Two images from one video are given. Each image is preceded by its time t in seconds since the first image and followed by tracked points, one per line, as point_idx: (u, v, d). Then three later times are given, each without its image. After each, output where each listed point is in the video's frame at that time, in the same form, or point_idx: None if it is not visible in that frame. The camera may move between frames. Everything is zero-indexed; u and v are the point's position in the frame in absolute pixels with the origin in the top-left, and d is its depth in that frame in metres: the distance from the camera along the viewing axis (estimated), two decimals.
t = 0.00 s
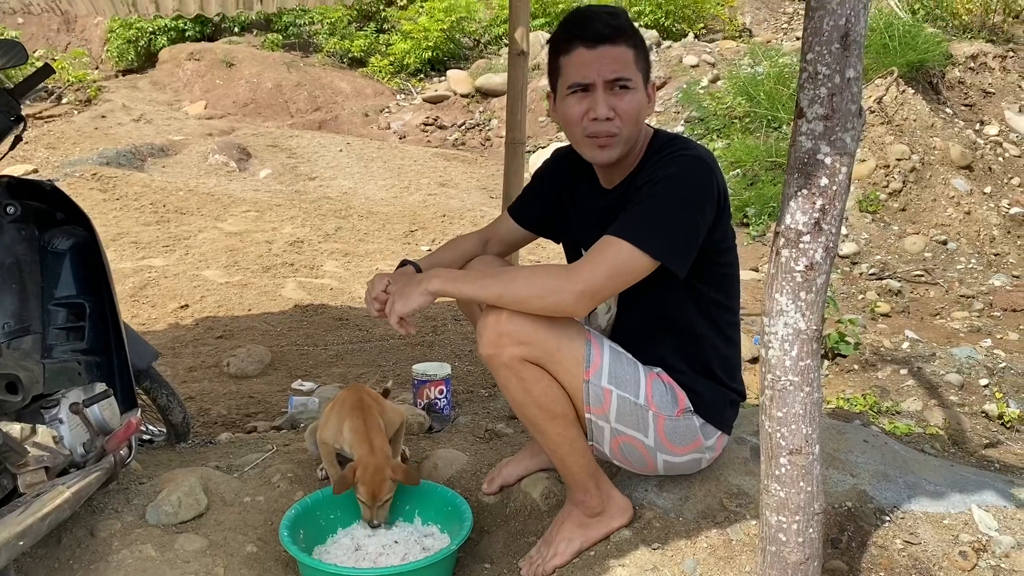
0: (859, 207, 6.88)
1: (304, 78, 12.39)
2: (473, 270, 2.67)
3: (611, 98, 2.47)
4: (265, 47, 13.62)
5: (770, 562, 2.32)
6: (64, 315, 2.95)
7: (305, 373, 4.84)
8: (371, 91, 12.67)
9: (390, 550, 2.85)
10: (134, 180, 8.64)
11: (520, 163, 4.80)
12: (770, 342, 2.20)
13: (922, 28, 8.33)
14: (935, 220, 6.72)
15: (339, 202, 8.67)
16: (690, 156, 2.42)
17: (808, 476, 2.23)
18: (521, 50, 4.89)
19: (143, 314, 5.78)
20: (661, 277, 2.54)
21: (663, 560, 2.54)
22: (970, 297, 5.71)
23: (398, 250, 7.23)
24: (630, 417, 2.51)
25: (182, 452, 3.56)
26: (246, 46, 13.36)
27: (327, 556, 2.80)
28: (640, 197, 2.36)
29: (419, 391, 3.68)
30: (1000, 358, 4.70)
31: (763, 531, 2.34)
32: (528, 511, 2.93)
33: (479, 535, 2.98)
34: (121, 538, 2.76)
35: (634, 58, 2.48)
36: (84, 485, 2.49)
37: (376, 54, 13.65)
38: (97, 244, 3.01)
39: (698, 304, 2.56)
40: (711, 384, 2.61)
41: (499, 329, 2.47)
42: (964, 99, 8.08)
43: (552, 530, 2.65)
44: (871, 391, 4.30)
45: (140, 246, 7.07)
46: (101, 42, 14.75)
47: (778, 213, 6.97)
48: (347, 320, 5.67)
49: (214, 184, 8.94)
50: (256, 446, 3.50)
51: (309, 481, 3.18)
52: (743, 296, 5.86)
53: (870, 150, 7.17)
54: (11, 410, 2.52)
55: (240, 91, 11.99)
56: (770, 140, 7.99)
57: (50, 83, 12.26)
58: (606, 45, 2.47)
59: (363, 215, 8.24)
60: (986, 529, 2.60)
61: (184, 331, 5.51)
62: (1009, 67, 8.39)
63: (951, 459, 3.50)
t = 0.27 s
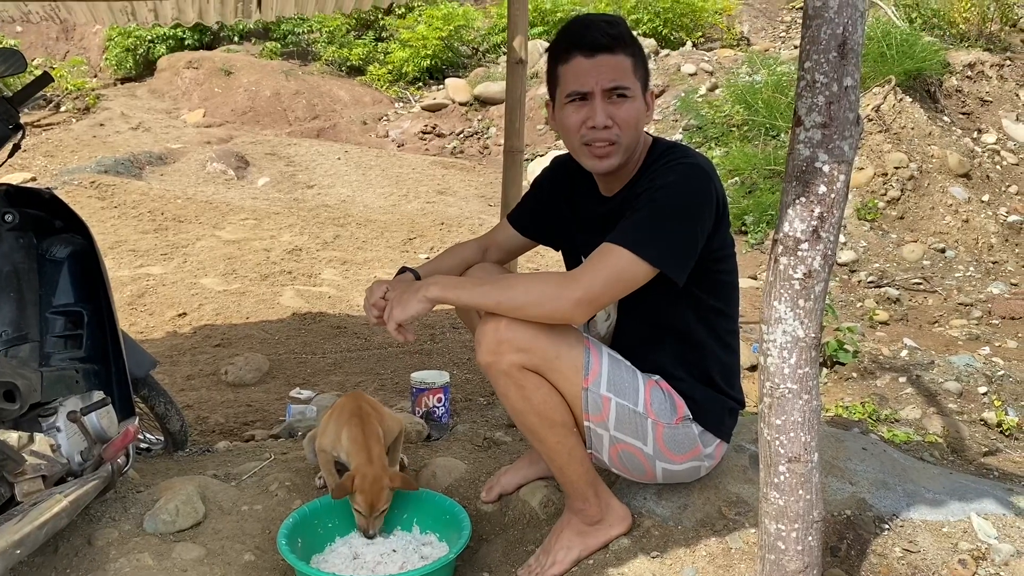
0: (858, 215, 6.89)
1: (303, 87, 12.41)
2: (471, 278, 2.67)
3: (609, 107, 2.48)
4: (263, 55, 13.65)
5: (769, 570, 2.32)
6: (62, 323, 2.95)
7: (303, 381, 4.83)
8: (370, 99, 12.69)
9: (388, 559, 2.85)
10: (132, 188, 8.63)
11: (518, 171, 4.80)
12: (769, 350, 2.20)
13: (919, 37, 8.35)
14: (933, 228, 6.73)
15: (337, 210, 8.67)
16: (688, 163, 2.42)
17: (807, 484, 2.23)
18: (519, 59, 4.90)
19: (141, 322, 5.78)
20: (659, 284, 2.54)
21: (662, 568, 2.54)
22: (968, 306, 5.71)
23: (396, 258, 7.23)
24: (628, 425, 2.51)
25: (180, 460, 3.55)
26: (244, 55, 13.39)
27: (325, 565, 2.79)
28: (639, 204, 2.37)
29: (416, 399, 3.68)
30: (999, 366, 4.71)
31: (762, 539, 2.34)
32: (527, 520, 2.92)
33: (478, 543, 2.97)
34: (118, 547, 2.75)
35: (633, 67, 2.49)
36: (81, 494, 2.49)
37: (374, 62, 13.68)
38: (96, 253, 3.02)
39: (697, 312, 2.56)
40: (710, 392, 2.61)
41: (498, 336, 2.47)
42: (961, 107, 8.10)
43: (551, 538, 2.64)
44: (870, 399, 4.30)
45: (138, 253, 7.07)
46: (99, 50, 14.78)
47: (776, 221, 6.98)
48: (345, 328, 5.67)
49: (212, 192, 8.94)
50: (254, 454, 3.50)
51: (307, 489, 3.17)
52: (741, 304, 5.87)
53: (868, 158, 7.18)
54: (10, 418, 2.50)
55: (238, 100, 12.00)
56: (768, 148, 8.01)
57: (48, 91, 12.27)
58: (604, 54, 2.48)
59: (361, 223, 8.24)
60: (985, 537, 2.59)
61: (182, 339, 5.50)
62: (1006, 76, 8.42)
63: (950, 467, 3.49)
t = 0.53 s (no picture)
0: (856, 221, 6.90)
1: (302, 93, 12.44)
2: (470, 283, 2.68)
3: (610, 112, 2.48)
4: (263, 61, 13.68)
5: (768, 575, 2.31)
6: (61, 329, 2.94)
7: (302, 387, 4.82)
8: (369, 105, 12.71)
9: (387, 565, 2.84)
10: (131, 194, 8.64)
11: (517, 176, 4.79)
12: (768, 355, 2.21)
13: (917, 44, 8.38)
14: (931, 234, 6.74)
15: (336, 216, 8.67)
16: (689, 168, 2.43)
17: (807, 489, 2.23)
18: (519, 64, 4.91)
19: (140, 327, 5.78)
20: (658, 289, 2.54)
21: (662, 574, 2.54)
22: (967, 311, 5.72)
23: (396, 264, 7.23)
24: (627, 430, 2.51)
25: (178, 466, 3.54)
26: (244, 61, 13.41)
27: (323, 571, 2.78)
28: (639, 208, 2.37)
29: (416, 405, 3.67)
30: (998, 372, 4.71)
31: (761, 545, 2.34)
32: (526, 525, 2.92)
33: (477, 549, 2.96)
34: (116, 553, 2.74)
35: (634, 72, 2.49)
36: (80, 499, 2.49)
37: (373, 68, 13.71)
38: (95, 258, 3.03)
39: (697, 317, 2.56)
40: (709, 397, 2.61)
41: (497, 341, 2.47)
42: (959, 114, 8.12)
43: (550, 544, 2.63)
44: (869, 405, 4.30)
45: (137, 259, 7.07)
46: (99, 56, 14.81)
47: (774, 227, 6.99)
48: (344, 334, 5.67)
49: (211, 198, 8.95)
50: (252, 460, 3.49)
51: (306, 495, 3.16)
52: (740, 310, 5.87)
53: (867, 165, 7.19)
54: (8, 424, 2.51)
55: (238, 106, 12.02)
56: (767, 154, 8.02)
57: (48, 97, 12.27)
58: (605, 59, 2.48)
59: (360, 229, 8.25)
60: (984, 543, 2.59)
61: (181, 345, 5.50)
62: (1003, 83, 8.44)
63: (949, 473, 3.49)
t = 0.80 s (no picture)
0: (856, 224, 6.90)
1: (302, 96, 12.45)
2: (470, 284, 2.68)
3: (609, 113, 2.49)
4: (263, 64, 13.69)
5: None
6: (60, 330, 2.94)
7: (301, 390, 4.82)
8: (369, 108, 12.73)
9: (386, 568, 2.83)
10: (131, 196, 8.64)
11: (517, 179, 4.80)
12: (768, 358, 2.21)
13: (916, 47, 8.38)
14: (930, 237, 6.74)
15: (336, 218, 8.67)
16: (688, 170, 2.43)
17: (806, 492, 2.22)
18: (519, 67, 4.91)
19: (139, 329, 5.77)
20: (658, 291, 2.54)
21: None
22: (966, 315, 5.72)
23: (395, 267, 7.23)
24: (627, 432, 2.50)
25: (177, 468, 3.54)
26: (244, 64, 13.43)
27: (322, 573, 2.78)
28: (638, 210, 2.37)
29: (415, 407, 3.67)
30: (997, 376, 4.71)
31: (761, 548, 2.34)
32: (524, 528, 2.91)
33: (476, 551, 2.96)
34: (115, 555, 2.74)
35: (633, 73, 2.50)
36: (79, 501, 2.48)
37: (373, 71, 13.73)
38: (95, 260, 3.03)
39: (697, 319, 2.56)
40: (709, 399, 2.61)
41: (496, 343, 2.47)
42: (958, 117, 8.13)
43: (549, 547, 2.62)
44: (869, 408, 4.30)
45: (137, 262, 7.07)
46: (99, 58, 14.82)
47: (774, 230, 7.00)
48: (343, 337, 5.66)
49: (211, 200, 8.95)
50: (251, 463, 3.49)
51: (305, 497, 3.16)
52: (740, 313, 5.87)
53: (866, 168, 7.20)
54: (7, 426, 2.50)
55: (237, 108, 12.03)
56: (766, 158, 8.03)
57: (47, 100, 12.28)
58: (605, 60, 2.48)
59: (360, 231, 8.25)
60: (984, 546, 2.59)
61: (180, 347, 5.49)
62: (1003, 86, 8.45)
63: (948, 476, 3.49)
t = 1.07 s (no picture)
0: (856, 225, 6.91)
1: (302, 95, 12.45)
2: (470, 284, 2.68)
3: (608, 110, 2.49)
4: (263, 64, 13.70)
5: None
6: (60, 329, 2.94)
7: (301, 389, 4.82)
8: (369, 108, 12.73)
9: (385, 567, 2.83)
10: (131, 195, 8.64)
11: (517, 178, 4.80)
12: (767, 358, 2.21)
13: (917, 48, 8.39)
14: (930, 238, 6.74)
15: (336, 218, 8.68)
16: (689, 170, 2.43)
17: (805, 492, 2.23)
18: (519, 67, 4.91)
19: (139, 329, 5.77)
20: (658, 291, 2.55)
21: None
22: (966, 316, 5.72)
23: (395, 267, 7.23)
24: (626, 432, 2.50)
25: (177, 468, 3.54)
26: (244, 64, 13.43)
27: (322, 573, 2.78)
28: (639, 210, 2.37)
29: (415, 406, 3.67)
30: (997, 377, 4.71)
31: (760, 547, 2.34)
32: (524, 528, 2.91)
33: (475, 551, 2.96)
34: (114, 553, 2.74)
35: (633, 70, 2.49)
36: (78, 500, 2.48)
37: (374, 71, 13.73)
38: (95, 259, 3.03)
39: (697, 320, 2.56)
40: (709, 399, 2.61)
41: (496, 343, 2.47)
42: (959, 119, 8.13)
43: (548, 546, 2.63)
44: (868, 409, 4.30)
45: (137, 261, 7.07)
46: (100, 58, 14.83)
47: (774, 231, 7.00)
48: (343, 336, 5.66)
49: (211, 200, 8.96)
50: (251, 462, 3.49)
51: (304, 496, 3.16)
52: (739, 314, 5.86)
53: (866, 169, 7.20)
54: (7, 424, 2.50)
55: (238, 108, 12.03)
56: (767, 159, 8.03)
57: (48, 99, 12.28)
58: (604, 57, 2.48)
59: (359, 231, 8.25)
60: (983, 547, 2.59)
61: (180, 347, 5.49)
62: (1003, 88, 8.45)
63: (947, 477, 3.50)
